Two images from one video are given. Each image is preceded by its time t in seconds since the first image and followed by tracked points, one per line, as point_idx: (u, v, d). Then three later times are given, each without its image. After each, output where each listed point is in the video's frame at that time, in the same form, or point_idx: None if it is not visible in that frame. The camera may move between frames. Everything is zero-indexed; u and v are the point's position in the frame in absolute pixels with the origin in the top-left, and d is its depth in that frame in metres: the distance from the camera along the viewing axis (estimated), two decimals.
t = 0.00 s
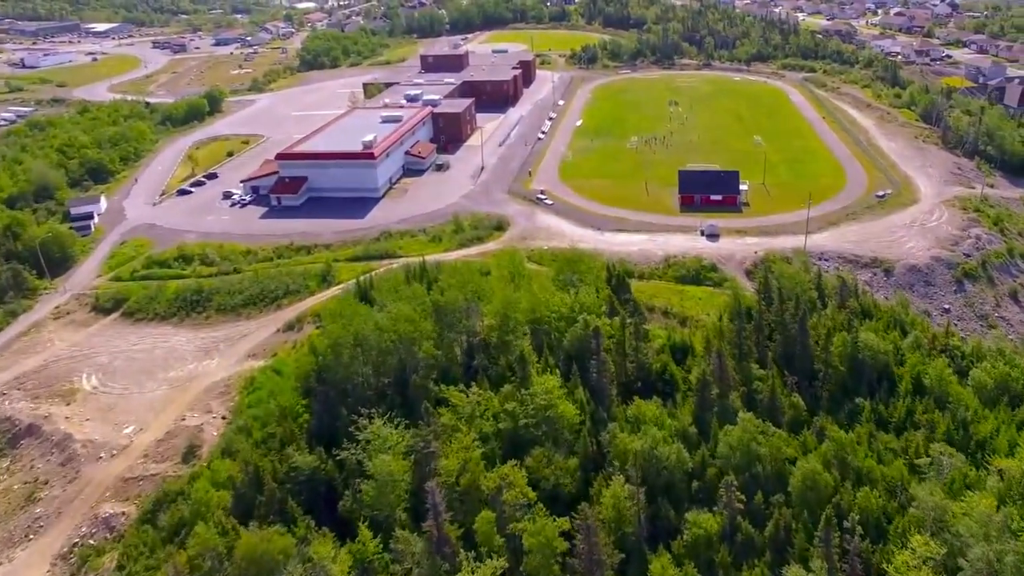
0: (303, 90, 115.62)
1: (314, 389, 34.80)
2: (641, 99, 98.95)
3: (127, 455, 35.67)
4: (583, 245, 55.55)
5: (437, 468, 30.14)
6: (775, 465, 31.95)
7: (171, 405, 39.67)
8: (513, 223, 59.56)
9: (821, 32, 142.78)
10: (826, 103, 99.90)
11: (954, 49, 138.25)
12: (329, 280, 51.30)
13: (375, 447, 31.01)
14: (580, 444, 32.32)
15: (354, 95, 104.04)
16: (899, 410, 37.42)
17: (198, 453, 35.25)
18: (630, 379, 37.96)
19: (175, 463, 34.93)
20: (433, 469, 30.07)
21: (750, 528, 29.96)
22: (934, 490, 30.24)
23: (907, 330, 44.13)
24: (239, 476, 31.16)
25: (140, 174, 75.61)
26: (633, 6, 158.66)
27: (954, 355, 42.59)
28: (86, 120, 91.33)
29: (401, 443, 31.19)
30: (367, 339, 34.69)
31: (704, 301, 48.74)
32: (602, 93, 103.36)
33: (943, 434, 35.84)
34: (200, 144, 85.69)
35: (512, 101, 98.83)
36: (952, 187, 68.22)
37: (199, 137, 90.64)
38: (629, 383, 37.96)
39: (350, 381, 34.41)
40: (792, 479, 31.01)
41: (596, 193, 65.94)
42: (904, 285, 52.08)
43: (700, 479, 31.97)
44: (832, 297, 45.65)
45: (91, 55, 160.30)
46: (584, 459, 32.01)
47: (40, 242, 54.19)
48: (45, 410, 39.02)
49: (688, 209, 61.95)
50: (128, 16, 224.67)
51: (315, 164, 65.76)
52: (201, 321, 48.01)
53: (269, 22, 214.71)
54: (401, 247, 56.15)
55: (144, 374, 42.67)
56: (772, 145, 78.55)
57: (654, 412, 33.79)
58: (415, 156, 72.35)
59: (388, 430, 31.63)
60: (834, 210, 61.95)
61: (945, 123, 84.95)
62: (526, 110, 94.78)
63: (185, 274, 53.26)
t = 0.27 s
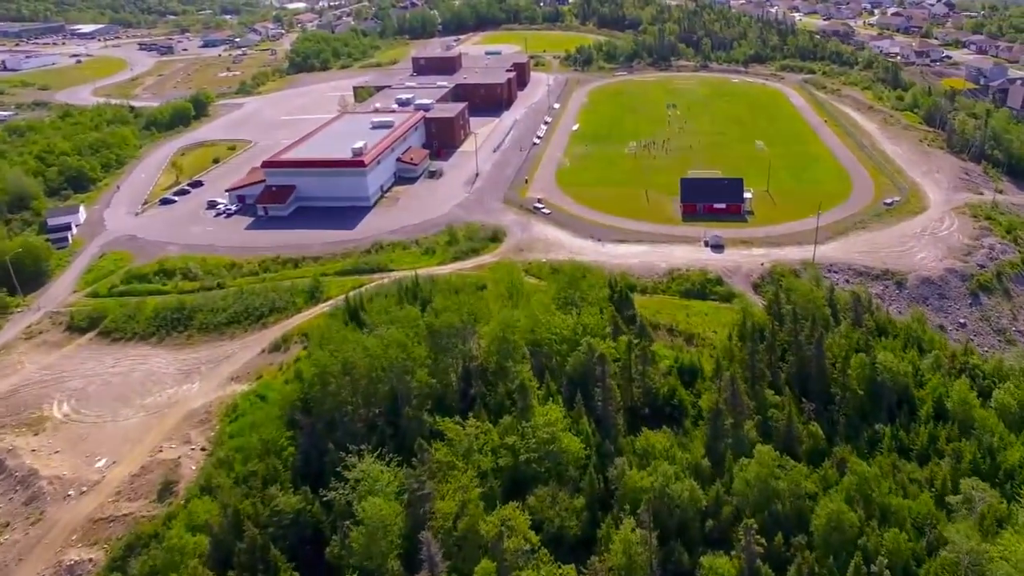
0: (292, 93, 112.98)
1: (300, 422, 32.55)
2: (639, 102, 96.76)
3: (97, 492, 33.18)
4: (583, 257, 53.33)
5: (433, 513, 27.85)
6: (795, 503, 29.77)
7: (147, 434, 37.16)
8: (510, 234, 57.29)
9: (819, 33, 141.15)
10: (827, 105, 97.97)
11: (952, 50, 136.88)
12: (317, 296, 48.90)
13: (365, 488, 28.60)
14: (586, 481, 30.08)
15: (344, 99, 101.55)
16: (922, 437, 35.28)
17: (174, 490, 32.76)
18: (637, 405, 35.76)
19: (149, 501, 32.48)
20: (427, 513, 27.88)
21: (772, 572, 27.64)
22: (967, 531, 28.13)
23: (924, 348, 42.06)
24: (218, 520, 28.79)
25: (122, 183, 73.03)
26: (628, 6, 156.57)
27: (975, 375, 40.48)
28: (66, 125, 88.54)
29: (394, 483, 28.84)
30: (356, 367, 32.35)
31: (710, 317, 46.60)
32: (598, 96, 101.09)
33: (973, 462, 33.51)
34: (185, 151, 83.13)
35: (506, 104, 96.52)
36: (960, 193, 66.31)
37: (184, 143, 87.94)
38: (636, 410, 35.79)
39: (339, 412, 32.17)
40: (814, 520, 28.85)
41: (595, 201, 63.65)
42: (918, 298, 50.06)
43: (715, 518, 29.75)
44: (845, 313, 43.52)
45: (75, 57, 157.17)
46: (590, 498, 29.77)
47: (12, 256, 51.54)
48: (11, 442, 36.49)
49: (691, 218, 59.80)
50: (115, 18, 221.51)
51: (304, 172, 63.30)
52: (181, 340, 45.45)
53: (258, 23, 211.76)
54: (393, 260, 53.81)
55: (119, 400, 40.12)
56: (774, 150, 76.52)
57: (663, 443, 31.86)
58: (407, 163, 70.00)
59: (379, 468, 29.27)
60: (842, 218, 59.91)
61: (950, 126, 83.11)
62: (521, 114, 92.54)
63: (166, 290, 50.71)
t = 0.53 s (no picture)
0: (284, 96, 110.49)
1: (286, 458, 30.25)
2: (639, 105, 94.54)
3: (66, 535, 30.85)
4: (586, 271, 51.10)
5: (431, 563, 25.69)
6: (822, 547, 27.56)
7: (123, 467, 34.76)
8: (509, 246, 55.04)
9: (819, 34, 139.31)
10: (831, 108, 95.84)
11: (955, 51, 135.24)
12: (307, 314, 46.57)
13: (356, 536, 26.20)
14: (596, 524, 27.90)
15: (337, 102, 99.14)
16: (950, 468, 33.12)
17: (151, 532, 30.43)
18: (647, 436, 33.61)
19: (122, 545, 30.15)
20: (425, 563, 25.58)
21: None
22: None
23: (947, 369, 39.93)
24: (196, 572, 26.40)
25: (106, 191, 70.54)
26: (626, 6, 154.42)
27: (1002, 398, 38.35)
28: (50, 130, 85.93)
29: (388, 529, 26.42)
30: (347, 399, 30.01)
31: (720, 335, 44.47)
32: (598, 99, 98.83)
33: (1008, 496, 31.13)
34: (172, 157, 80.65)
35: (503, 108, 94.23)
36: (973, 201, 64.29)
37: (172, 149, 85.45)
38: (646, 440, 33.68)
39: (329, 449, 29.85)
40: (842, 567, 26.75)
41: (597, 210, 61.38)
42: (935, 314, 47.99)
43: (735, 563, 27.68)
44: (863, 332, 41.38)
45: (63, 58, 154.35)
46: (601, 543, 27.60)
47: None
48: None
49: (697, 228, 57.58)
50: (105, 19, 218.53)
51: (294, 181, 60.89)
52: (163, 361, 43.02)
53: (251, 24, 208.99)
54: (387, 274, 51.54)
55: (95, 428, 37.70)
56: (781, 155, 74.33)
57: (677, 477, 30.09)
58: (402, 170, 67.72)
59: (372, 513, 26.98)
60: (854, 228, 57.75)
61: (958, 130, 81.15)
62: (519, 118, 90.26)
63: (149, 307, 48.28)
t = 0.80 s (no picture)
0: (277, 99, 108.05)
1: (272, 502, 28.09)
2: (641, 108, 92.28)
3: None
4: (590, 285, 48.85)
5: None
6: None
7: (97, 506, 32.41)
8: (509, 258, 52.80)
9: (822, 34, 137.32)
10: (837, 111, 93.66)
11: (959, 51, 133.33)
12: (298, 333, 44.25)
13: None
14: None
15: (331, 106, 96.75)
16: (985, 505, 30.78)
17: None
18: (660, 471, 31.49)
19: None
20: None
21: None
22: None
23: (975, 393, 37.72)
24: None
25: (91, 200, 68.10)
26: (625, 6, 152.20)
27: None
28: (35, 135, 83.42)
29: None
30: (338, 439, 27.53)
31: (731, 355, 42.28)
32: (598, 102, 96.53)
33: None
34: (160, 164, 78.22)
35: (502, 111, 91.94)
36: (989, 209, 62.19)
37: (161, 155, 82.97)
38: (658, 476, 31.57)
39: (318, 492, 27.55)
40: None
41: (600, 220, 59.11)
42: (956, 331, 45.87)
43: None
44: (884, 354, 39.22)
45: (53, 61, 151.75)
46: None
47: None
48: None
49: (705, 239, 55.39)
50: (98, 19, 216.40)
51: (285, 191, 58.49)
52: (145, 385, 40.61)
53: (245, 25, 206.34)
54: (381, 289, 49.23)
55: (70, 461, 35.31)
56: (788, 161, 72.17)
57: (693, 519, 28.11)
58: (398, 178, 65.39)
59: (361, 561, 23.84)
60: (867, 238, 55.57)
61: (969, 134, 79.10)
62: (518, 122, 87.99)
63: (131, 325, 45.86)
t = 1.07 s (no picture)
0: (270, 102, 105.60)
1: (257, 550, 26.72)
2: (643, 111, 89.96)
3: None
4: (594, 301, 46.54)
5: None
6: None
7: (68, 552, 30.14)
8: (510, 272, 50.52)
9: (825, 34, 135.24)
10: (844, 114, 91.46)
11: (964, 52, 131.35)
12: (288, 354, 41.85)
13: None
14: None
15: (326, 110, 94.36)
16: None
17: None
18: (675, 510, 29.30)
19: None
20: None
21: None
22: None
23: (1008, 420, 35.41)
24: None
25: (75, 210, 65.65)
26: (624, 7, 149.99)
27: None
28: (19, 140, 80.90)
29: None
30: (327, 483, 24.83)
31: (746, 378, 40.13)
32: (599, 105, 94.16)
33: None
34: (149, 172, 75.80)
35: (500, 115, 89.60)
36: (1005, 217, 60.05)
37: (150, 161, 80.49)
38: (673, 515, 29.41)
39: (305, 541, 25.40)
40: None
41: (604, 230, 56.79)
42: (980, 350, 43.68)
43: None
44: (908, 378, 37.01)
45: (42, 62, 149.10)
46: None
47: None
48: None
49: (713, 251, 53.11)
50: (90, 20, 213.65)
51: (276, 201, 56.05)
52: (124, 412, 38.21)
53: (239, 26, 203.74)
54: (376, 306, 46.81)
55: (41, 498, 33.02)
56: (796, 167, 69.99)
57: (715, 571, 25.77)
58: (394, 186, 62.99)
59: None
60: (882, 249, 53.43)
61: (981, 139, 77.01)
62: (517, 126, 85.67)
63: (111, 344, 43.38)
